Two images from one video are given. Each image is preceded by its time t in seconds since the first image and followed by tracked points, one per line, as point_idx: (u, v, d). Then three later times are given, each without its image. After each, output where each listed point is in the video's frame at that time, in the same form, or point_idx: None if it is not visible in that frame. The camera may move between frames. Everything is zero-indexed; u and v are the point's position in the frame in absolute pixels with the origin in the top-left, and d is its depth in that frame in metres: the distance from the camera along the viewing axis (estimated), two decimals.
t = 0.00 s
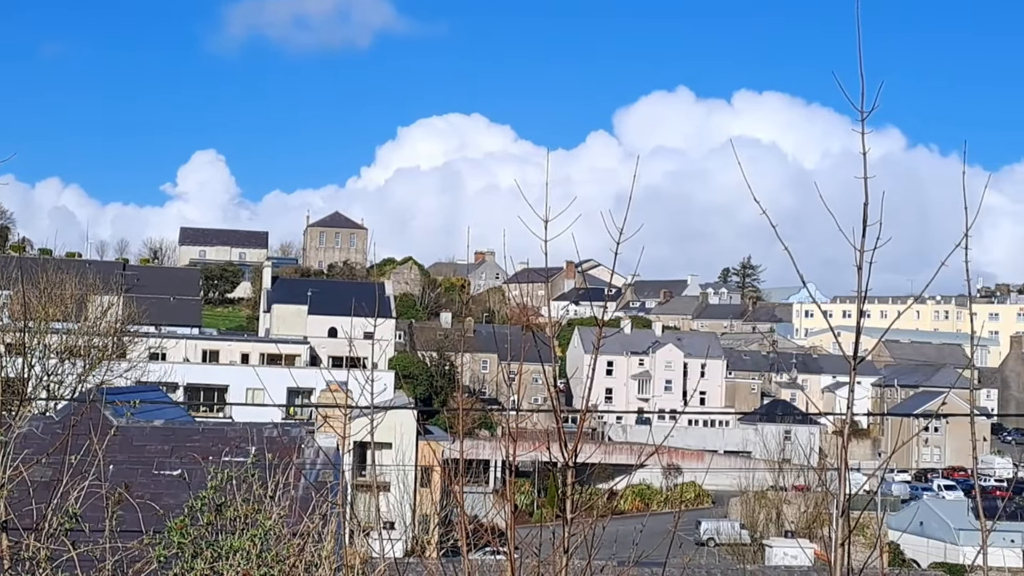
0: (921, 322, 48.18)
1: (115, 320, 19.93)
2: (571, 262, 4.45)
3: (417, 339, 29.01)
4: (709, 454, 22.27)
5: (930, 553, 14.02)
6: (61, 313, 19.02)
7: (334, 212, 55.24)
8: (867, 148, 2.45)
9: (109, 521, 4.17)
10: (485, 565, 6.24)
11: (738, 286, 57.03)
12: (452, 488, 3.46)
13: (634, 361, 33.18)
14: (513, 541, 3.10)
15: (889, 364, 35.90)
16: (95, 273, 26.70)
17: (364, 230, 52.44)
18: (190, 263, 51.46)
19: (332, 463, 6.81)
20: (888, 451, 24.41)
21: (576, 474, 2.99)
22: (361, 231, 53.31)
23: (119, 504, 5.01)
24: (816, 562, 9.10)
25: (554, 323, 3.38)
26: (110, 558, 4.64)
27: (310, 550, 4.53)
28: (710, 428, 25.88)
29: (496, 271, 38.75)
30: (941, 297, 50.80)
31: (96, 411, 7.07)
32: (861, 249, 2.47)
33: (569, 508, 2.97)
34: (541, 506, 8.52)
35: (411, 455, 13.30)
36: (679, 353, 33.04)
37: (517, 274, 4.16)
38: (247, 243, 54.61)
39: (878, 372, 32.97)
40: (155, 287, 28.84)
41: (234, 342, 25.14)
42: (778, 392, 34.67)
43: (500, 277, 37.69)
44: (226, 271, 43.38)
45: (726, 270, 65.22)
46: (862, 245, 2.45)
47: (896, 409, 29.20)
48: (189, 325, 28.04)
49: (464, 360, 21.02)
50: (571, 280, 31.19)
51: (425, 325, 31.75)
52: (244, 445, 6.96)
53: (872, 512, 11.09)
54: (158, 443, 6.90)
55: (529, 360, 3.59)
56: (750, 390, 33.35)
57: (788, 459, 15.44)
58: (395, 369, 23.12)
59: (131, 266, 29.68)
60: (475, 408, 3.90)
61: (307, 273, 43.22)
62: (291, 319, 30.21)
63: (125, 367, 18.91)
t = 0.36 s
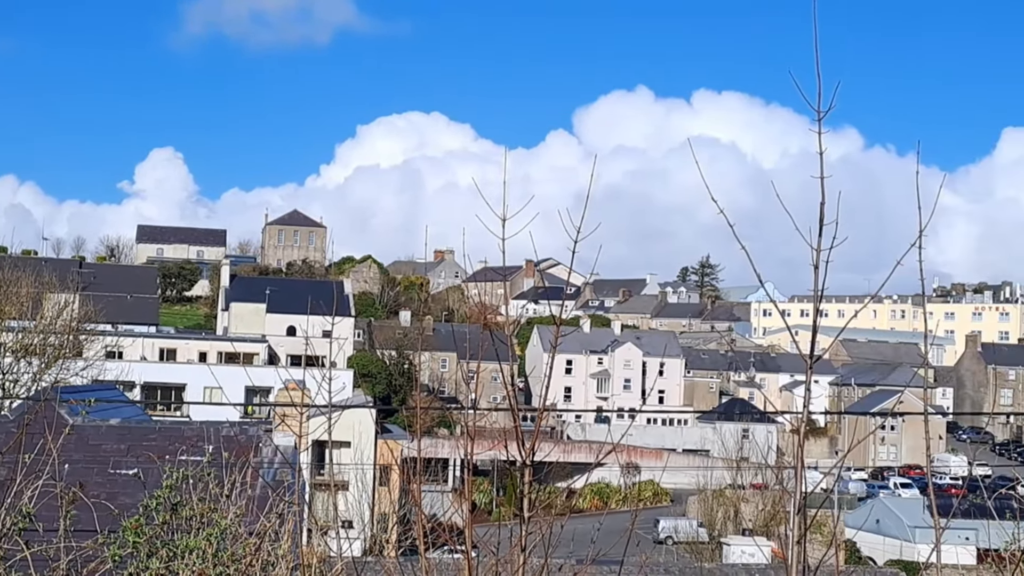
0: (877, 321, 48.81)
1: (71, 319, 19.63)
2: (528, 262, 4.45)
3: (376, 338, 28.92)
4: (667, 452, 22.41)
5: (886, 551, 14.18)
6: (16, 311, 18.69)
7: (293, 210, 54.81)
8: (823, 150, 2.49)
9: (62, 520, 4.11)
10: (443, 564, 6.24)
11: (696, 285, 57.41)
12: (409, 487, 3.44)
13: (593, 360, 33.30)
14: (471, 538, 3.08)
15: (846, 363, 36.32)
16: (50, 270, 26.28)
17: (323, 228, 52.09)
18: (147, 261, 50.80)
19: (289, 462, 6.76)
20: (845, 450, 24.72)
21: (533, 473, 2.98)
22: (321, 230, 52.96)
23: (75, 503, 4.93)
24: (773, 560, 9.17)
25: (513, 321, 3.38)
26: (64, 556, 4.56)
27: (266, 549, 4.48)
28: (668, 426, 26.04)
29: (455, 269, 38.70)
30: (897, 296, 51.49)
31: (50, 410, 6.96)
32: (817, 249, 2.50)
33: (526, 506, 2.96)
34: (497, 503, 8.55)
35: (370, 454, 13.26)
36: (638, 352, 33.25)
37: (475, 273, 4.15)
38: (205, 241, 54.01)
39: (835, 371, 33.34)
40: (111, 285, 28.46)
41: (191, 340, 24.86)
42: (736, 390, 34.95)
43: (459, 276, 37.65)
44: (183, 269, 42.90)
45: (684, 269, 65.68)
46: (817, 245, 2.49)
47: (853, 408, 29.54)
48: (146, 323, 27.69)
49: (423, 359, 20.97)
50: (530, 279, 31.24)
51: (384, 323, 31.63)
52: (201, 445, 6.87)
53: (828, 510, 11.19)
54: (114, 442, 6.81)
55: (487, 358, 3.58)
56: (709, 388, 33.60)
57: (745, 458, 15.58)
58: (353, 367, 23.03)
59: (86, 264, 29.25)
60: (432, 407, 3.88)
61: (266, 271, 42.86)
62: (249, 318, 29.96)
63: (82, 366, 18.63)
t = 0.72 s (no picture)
0: (841, 320, 49.33)
1: (33, 317, 19.38)
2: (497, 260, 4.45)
3: (341, 336, 28.81)
4: (632, 450, 22.50)
5: (849, 549, 14.33)
6: None
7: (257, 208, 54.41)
8: (786, 150, 2.53)
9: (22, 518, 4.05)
10: (407, 562, 6.25)
11: (661, 284, 57.69)
12: (374, 486, 3.43)
13: (559, 358, 33.35)
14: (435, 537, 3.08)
15: (810, 362, 36.67)
16: (11, 268, 25.93)
17: (289, 226, 51.77)
18: (110, 259, 50.23)
19: (253, 461, 6.72)
20: (808, 448, 24.95)
21: (498, 471, 2.99)
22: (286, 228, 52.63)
23: (36, 502, 4.86)
24: (735, 558, 9.24)
25: (478, 320, 3.38)
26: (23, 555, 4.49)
27: (229, 547, 4.44)
28: (634, 425, 26.13)
29: (421, 267, 38.61)
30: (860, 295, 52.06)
31: (11, 408, 6.86)
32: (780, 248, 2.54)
33: (490, 504, 2.96)
34: (462, 502, 8.54)
35: (334, 453, 13.21)
36: (603, 350, 33.30)
37: (441, 270, 4.15)
38: (169, 238, 53.50)
39: (799, 370, 33.64)
40: (74, 283, 28.13)
41: (155, 338, 24.63)
42: (700, 389, 35.17)
43: (425, 274, 37.57)
44: (147, 267, 42.47)
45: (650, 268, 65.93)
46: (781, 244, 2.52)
47: (816, 406, 29.83)
48: (109, 321, 27.40)
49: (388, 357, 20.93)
50: (495, 277, 31.24)
51: (350, 322, 31.51)
52: (165, 443, 6.80)
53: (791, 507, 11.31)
54: (77, 440, 6.72)
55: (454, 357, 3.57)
56: (674, 386, 33.80)
57: (710, 456, 15.70)
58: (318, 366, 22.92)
59: (48, 262, 28.88)
60: (398, 407, 3.86)
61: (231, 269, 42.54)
62: (213, 316, 29.74)
63: (44, 365, 18.40)
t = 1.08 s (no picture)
0: (800, 318, 49.83)
1: None
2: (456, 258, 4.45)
3: (301, 334, 28.64)
4: (592, 448, 22.58)
5: (808, 545, 14.51)
6: None
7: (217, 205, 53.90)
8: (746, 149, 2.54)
9: None
10: (367, 559, 6.24)
11: (622, 283, 57.93)
12: (333, 484, 3.41)
13: (519, 356, 33.36)
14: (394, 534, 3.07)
15: (769, 360, 37.03)
16: None
17: (248, 223, 51.35)
18: (66, 256, 49.53)
19: (212, 459, 6.67)
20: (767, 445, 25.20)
21: (457, 469, 2.98)
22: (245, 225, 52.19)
23: None
24: (694, 556, 9.29)
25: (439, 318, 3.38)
26: None
27: (186, 546, 4.40)
28: (594, 422, 26.22)
29: (381, 265, 38.47)
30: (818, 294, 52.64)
31: None
32: (738, 247, 2.55)
33: (448, 503, 2.96)
34: (423, 499, 8.52)
35: (293, 450, 13.14)
36: (563, 349, 33.34)
37: (401, 268, 4.14)
38: (127, 235, 52.85)
39: (758, 368, 33.94)
40: (30, 280, 27.73)
41: (114, 336, 24.35)
42: (660, 387, 35.38)
43: (386, 272, 37.45)
44: (105, 264, 41.95)
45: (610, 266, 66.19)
46: (739, 242, 2.53)
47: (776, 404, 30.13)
48: (66, 318, 27.03)
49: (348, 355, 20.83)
50: (456, 275, 31.20)
51: (310, 320, 31.33)
52: (122, 441, 6.72)
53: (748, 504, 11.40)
54: (33, 438, 6.62)
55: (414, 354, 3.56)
56: (634, 385, 33.95)
57: (669, 454, 15.80)
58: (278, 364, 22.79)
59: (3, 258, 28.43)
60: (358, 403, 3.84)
61: (189, 266, 42.10)
62: (173, 314, 29.48)
63: None
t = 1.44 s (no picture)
0: (761, 317, 50.24)
1: None
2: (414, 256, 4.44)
3: (262, 333, 28.44)
4: (553, 447, 22.62)
5: (769, 543, 14.64)
6: None
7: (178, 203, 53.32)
8: (706, 151, 2.56)
9: None
10: (327, 557, 6.21)
11: (584, 281, 58.09)
12: (292, 485, 3.40)
13: (481, 355, 33.30)
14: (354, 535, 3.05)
15: (730, 359, 37.30)
16: None
17: (210, 222, 50.89)
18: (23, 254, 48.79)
19: (170, 459, 6.61)
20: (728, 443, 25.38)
21: (416, 469, 2.97)
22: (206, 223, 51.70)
23: None
24: (654, 554, 9.34)
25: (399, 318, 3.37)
26: None
27: (144, 546, 4.34)
28: (556, 421, 26.25)
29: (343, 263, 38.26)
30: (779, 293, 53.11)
31: None
32: (698, 246, 2.57)
33: (408, 503, 2.94)
34: (381, 497, 8.51)
35: (254, 448, 13.06)
36: (525, 347, 33.31)
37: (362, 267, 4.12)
38: (87, 233, 52.16)
39: (720, 366, 34.18)
40: None
41: (72, 334, 24.03)
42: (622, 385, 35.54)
43: (348, 270, 37.28)
44: (64, 262, 41.39)
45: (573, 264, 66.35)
46: (699, 241, 2.55)
47: (737, 402, 30.37)
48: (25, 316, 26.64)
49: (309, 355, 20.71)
50: (417, 274, 31.08)
51: (272, 318, 31.12)
52: (78, 441, 6.63)
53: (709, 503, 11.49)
54: None
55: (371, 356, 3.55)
56: (596, 383, 34.07)
57: (630, 453, 15.87)
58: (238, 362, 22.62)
59: None
60: (319, 402, 3.81)
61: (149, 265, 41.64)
62: (133, 312, 29.18)
63: None
